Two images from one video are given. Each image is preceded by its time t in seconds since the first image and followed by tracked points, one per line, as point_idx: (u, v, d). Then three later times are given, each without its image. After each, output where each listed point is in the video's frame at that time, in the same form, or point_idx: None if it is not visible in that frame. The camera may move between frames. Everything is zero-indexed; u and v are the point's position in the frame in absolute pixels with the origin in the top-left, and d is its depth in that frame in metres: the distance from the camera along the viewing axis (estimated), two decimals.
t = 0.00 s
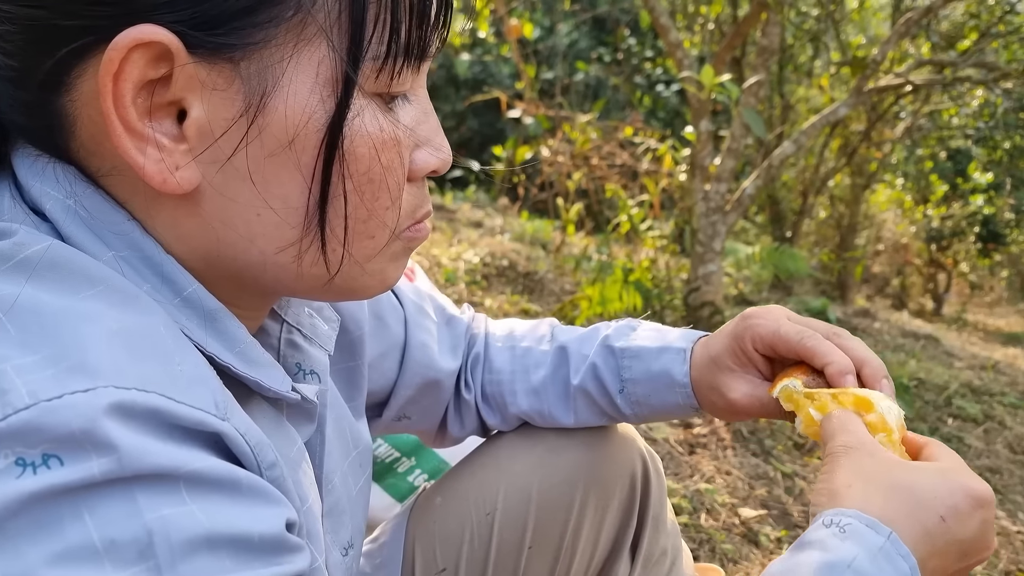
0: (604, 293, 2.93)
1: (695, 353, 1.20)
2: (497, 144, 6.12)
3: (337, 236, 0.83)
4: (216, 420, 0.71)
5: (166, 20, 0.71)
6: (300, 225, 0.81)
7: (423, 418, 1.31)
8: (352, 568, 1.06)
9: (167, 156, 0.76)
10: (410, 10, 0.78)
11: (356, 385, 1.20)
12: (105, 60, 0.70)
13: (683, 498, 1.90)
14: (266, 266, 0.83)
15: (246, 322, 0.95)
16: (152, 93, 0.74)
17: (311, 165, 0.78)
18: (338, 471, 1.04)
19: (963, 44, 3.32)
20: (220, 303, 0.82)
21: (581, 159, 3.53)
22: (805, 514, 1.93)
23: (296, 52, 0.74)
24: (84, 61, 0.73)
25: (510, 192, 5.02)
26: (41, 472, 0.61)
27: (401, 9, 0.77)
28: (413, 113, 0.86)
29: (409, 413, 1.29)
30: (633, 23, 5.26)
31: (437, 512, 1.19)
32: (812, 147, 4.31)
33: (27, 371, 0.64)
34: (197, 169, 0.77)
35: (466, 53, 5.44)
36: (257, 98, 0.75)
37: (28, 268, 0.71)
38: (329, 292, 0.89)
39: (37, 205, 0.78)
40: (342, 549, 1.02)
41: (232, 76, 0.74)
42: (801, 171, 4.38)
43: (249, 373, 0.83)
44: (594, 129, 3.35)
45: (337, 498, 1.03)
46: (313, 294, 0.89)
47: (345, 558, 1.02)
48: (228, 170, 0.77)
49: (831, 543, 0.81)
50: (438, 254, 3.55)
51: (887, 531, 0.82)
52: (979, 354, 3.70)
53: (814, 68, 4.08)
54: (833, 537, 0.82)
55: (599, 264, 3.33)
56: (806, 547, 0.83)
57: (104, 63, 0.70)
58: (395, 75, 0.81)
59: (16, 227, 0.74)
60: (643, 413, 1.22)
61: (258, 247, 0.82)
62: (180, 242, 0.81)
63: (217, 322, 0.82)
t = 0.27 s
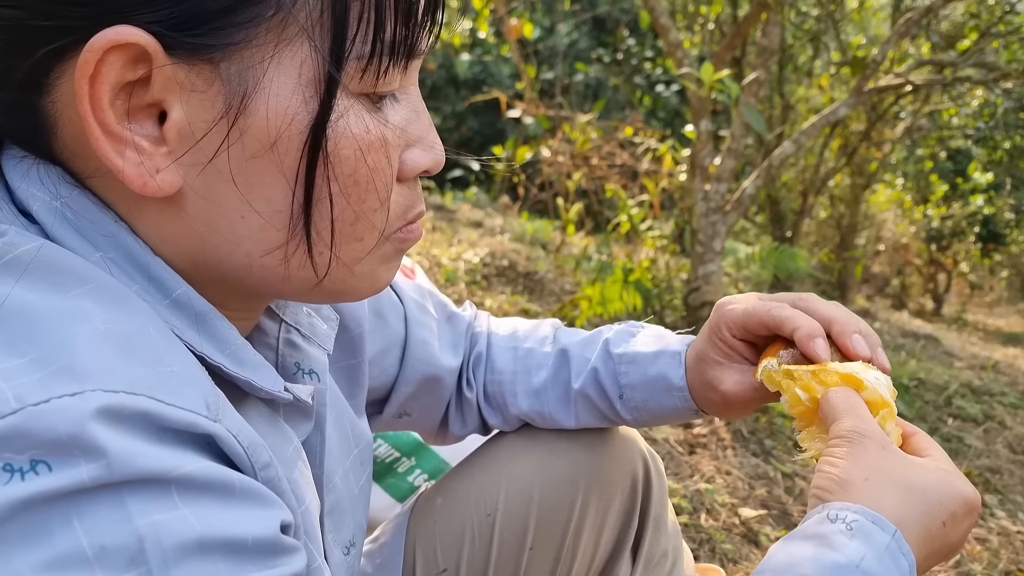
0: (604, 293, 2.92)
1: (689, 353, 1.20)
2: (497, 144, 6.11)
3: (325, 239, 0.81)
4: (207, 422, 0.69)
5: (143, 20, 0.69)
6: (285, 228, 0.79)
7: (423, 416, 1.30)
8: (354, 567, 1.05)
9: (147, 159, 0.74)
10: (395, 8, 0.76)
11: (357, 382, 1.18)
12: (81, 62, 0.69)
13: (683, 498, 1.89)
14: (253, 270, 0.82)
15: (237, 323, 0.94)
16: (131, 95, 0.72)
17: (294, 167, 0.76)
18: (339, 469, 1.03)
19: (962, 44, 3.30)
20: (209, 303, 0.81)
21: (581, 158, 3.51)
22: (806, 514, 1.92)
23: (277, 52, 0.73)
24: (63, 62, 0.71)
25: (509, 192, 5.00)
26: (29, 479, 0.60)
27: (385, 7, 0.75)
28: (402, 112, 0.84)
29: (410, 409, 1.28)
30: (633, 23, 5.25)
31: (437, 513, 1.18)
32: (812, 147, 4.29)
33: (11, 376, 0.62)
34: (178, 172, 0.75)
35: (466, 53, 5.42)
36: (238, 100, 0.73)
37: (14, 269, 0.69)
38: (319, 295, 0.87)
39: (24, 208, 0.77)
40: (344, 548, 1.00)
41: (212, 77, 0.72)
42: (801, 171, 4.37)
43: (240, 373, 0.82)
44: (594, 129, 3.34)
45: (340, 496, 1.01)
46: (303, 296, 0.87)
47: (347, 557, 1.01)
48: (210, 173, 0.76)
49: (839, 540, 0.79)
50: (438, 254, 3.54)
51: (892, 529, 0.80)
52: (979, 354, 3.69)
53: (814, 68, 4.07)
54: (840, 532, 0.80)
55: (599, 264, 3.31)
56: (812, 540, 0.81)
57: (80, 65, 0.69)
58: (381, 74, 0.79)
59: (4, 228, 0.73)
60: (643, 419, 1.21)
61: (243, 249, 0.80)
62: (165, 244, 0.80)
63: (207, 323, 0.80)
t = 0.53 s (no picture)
0: (604, 293, 2.93)
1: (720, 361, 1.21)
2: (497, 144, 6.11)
3: (320, 248, 0.83)
4: (194, 434, 0.69)
5: (136, 32, 0.69)
6: (279, 238, 0.80)
7: (421, 415, 1.30)
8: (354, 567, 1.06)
9: (140, 170, 0.74)
10: (391, 20, 0.77)
11: (355, 382, 1.19)
12: (73, 74, 0.69)
13: (683, 498, 1.89)
14: (246, 277, 0.83)
15: (231, 328, 0.94)
16: (124, 106, 0.72)
17: (289, 179, 0.77)
18: (337, 470, 1.04)
19: (962, 44, 3.31)
20: (203, 309, 0.82)
21: (581, 158, 3.52)
22: (805, 514, 1.92)
23: (272, 65, 0.73)
24: (55, 73, 0.71)
25: (510, 193, 5.01)
26: (11, 491, 0.60)
27: (382, 18, 0.76)
28: (398, 121, 0.84)
29: (408, 409, 1.29)
30: (633, 22, 5.25)
31: (436, 515, 1.19)
32: (812, 147, 4.30)
33: None
34: (172, 183, 0.76)
35: (466, 53, 5.43)
36: (232, 112, 0.73)
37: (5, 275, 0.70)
38: (312, 301, 0.89)
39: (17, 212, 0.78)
40: (343, 549, 1.01)
41: (206, 90, 0.72)
42: (801, 171, 4.37)
43: (232, 379, 0.82)
44: (594, 129, 3.35)
45: (338, 497, 1.02)
46: (297, 303, 0.89)
47: (347, 558, 1.02)
48: (203, 184, 0.76)
49: (840, 549, 0.85)
50: (438, 254, 3.55)
51: (894, 540, 0.86)
52: (979, 354, 3.70)
53: (814, 68, 4.07)
54: (842, 542, 0.85)
55: (599, 264, 3.32)
56: (815, 550, 0.86)
57: (73, 77, 0.69)
58: (378, 86, 0.80)
59: None
60: (649, 421, 1.22)
61: (237, 258, 0.81)
62: (159, 252, 0.81)
63: (200, 328, 0.81)
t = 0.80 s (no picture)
0: (604, 293, 2.94)
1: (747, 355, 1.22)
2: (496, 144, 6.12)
3: (344, 263, 0.83)
4: (209, 442, 0.70)
5: (182, 43, 0.69)
6: (306, 251, 0.81)
7: (435, 400, 1.31)
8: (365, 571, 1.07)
9: (174, 177, 0.74)
10: (433, 44, 0.77)
11: (371, 383, 1.20)
12: (117, 80, 0.69)
13: (683, 498, 1.90)
14: (270, 287, 0.83)
15: (251, 336, 0.95)
16: (164, 113, 0.72)
17: (321, 194, 0.77)
18: (352, 473, 1.05)
19: (962, 44, 3.32)
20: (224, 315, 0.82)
21: (581, 158, 3.53)
22: (805, 514, 1.93)
23: (313, 82, 0.73)
24: (95, 76, 0.71)
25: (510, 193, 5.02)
26: (25, 497, 0.61)
27: (423, 42, 0.76)
28: (427, 140, 0.85)
29: (422, 396, 1.30)
30: (633, 23, 5.26)
31: (437, 513, 1.20)
32: (812, 146, 4.31)
33: (13, 389, 0.63)
34: (205, 191, 0.76)
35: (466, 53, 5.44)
36: (270, 126, 0.74)
37: (26, 276, 0.71)
38: (331, 313, 0.89)
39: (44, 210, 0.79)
40: (356, 552, 1.02)
41: (246, 102, 0.72)
42: (801, 171, 4.38)
43: (251, 390, 0.83)
44: (594, 129, 3.36)
45: (353, 500, 1.04)
46: (317, 315, 0.89)
47: (360, 561, 1.03)
48: (236, 194, 0.76)
49: None
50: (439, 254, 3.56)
51: None
52: (979, 355, 3.71)
53: (814, 68, 4.08)
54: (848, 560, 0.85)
55: (599, 264, 3.33)
56: None
57: (116, 83, 0.69)
58: (413, 106, 0.80)
59: (20, 233, 0.74)
60: (657, 403, 1.21)
61: (263, 268, 0.81)
62: (186, 258, 0.81)
63: (220, 334, 0.82)
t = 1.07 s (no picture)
0: (604, 293, 2.95)
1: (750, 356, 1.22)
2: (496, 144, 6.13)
3: (365, 277, 0.84)
4: (220, 429, 0.71)
5: (231, 54, 0.71)
6: (330, 264, 0.82)
7: (439, 395, 1.32)
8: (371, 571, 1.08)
9: (208, 183, 0.75)
10: (470, 71, 0.79)
11: (377, 384, 1.21)
12: (162, 86, 0.70)
13: (684, 499, 1.91)
14: (292, 295, 0.84)
15: (266, 339, 0.96)
16: (204, 120, 0.73)
17: (350, 210, 0.78)
18: (358, 475, 1.06)
19: (962, 44, 3.32)
20: (240, 315, 0.83)
21: (581, 158, 3.54)
22: (805, 514, 1.94)
23: (354, 99, 0.74)
24: (137, 79, 0.73)
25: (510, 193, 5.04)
26: (39, 477, 0.62)
27: (461, 70, 0.78)
28: (453, 161, 0.86)
29: (425, 392, 1.30)
30: (634, 23, 5.27)
31: (436, 510, 1.22)
32: (812, 147, 4.32)
33: (29, 373, 0.64)
34: (236, 199, 0.77)
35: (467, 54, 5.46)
36: (306, 140, 0.75)
37: (39, 275, 0.72)
38: (347, 325, 0.90)
39: (64, 204, 0.80)
40: (363, 553, 1.03)
41: (286, 116, 0.74)
42: (801, 170, 4.39)
43: (264, 391, 0.84)
44: (594, 129, 3.37)
45: (359, 500, 1.04)
46: (332, 325, 0.90)
47: (366, 561, 1.04)
48: (267, 204, 0.77)
49: None
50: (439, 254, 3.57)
51: None
52: (979, 355, 3.71)
53: (813, 68, 4.09)
54: None
55: (599, 264, 3.34)
56: None
57: (161, 88, 0.70)
58: (445, 129, 0.81)
59: (30, 230, 0.75)
60: (658, 401, 1.22)
61: (286, 278, 0.82)
62: (209, 262, 0.81)
63: (236, 335, 0.82)
